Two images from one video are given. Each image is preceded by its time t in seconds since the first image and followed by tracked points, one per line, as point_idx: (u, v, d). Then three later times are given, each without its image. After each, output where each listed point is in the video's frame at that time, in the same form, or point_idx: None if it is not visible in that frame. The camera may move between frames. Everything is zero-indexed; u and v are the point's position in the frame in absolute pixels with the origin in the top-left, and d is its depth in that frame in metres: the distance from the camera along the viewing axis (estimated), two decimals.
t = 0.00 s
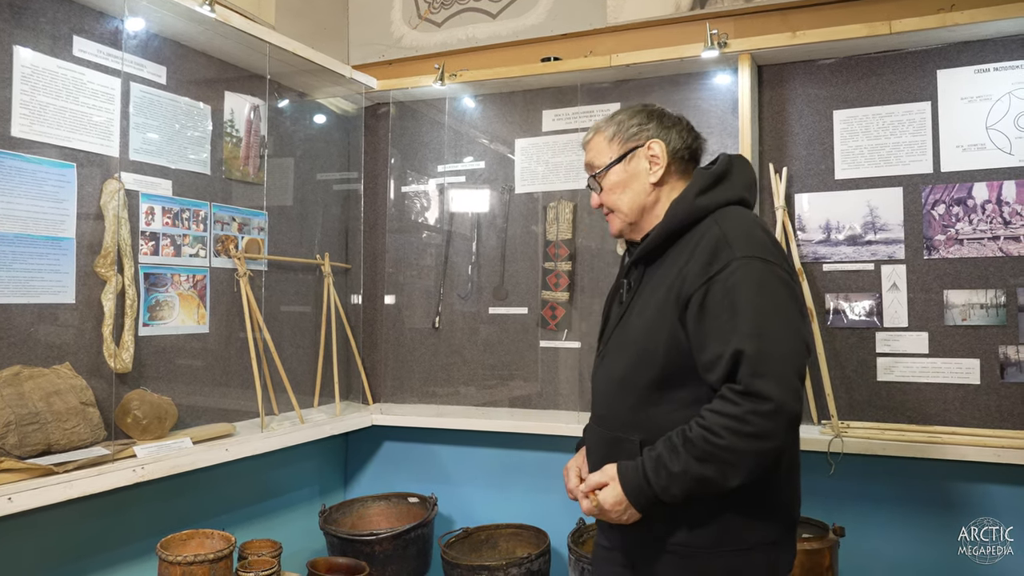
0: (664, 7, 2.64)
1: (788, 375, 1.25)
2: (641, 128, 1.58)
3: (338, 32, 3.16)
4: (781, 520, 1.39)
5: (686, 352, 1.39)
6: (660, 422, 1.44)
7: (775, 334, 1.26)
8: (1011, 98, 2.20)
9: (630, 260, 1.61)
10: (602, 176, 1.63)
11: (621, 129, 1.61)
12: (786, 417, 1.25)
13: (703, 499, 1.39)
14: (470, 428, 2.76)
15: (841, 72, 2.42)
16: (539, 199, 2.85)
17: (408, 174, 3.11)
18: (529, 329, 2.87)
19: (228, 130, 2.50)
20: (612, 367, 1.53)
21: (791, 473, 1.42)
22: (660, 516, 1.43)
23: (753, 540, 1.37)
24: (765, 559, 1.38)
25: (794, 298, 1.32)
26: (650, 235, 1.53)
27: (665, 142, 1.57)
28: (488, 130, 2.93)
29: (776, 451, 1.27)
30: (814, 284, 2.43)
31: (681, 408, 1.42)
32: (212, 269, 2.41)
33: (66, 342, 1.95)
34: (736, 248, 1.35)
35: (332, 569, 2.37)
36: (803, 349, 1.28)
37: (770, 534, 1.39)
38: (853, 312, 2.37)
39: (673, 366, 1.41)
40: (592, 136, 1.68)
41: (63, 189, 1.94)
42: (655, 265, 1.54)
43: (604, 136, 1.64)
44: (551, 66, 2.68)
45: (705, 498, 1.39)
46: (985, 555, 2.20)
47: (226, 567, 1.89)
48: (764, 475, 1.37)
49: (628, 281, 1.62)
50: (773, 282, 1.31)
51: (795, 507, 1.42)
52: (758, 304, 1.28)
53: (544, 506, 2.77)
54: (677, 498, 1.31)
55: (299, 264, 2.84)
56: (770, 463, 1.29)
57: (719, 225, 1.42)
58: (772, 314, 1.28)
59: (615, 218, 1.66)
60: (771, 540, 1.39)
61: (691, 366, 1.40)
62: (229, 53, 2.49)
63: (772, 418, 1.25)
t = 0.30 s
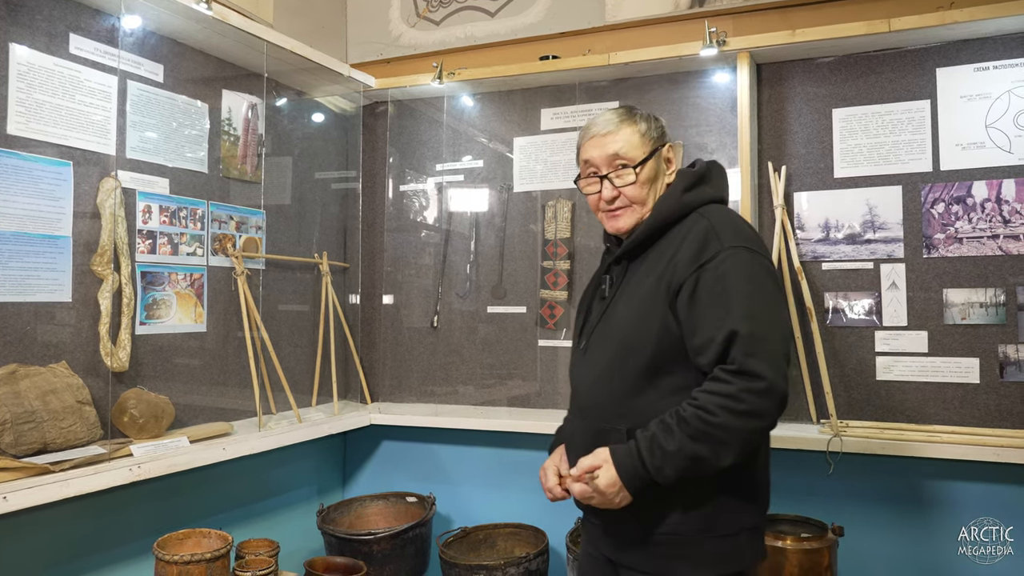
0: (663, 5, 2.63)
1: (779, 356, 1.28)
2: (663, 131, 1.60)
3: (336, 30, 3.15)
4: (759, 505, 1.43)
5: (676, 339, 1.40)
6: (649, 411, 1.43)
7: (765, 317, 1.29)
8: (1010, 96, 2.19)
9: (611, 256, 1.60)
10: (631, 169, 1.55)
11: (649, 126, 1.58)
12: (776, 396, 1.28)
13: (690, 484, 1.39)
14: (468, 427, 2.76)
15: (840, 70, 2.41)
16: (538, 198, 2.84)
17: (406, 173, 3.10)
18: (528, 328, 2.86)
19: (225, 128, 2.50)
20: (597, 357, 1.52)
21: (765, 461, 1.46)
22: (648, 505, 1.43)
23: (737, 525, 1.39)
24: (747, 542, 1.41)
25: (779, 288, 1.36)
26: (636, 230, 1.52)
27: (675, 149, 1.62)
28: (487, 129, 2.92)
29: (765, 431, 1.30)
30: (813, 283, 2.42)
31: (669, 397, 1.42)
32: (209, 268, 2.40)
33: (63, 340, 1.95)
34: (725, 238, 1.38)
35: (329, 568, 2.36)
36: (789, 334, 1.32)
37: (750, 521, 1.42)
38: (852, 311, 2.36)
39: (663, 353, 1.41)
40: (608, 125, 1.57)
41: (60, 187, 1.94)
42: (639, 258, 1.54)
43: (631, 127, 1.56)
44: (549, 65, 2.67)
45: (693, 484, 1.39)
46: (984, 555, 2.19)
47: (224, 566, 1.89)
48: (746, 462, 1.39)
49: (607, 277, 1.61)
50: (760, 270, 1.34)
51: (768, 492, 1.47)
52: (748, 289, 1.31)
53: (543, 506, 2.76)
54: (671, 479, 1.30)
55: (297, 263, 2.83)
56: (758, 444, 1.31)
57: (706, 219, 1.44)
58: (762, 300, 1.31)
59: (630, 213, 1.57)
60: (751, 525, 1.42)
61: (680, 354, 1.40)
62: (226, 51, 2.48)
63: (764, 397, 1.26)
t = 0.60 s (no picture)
0: (664, 3, 2.62)
1: (770, 352, 1.31)
2: (644, 133, 1.57)
3: (337, 28, 3.14)
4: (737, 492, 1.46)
5: (669, 334, 1.39)
6: (641, 405, 1.41)
7: (756, 314, 1.32)
8: (1014, 94, 2.18)
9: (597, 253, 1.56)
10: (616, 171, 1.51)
11: (631, 130, 1.55)
12: (768, 390, 1.30)
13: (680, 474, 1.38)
14: (469, 426, 2.75)
15: (843, 68, 2.40)
16: (539, 196, 2.84)
17: (407, 172, 3.09)
18: (529, 327, 2.86)
19: (226, 126, 2.49)
20: (586, 353, 1.49)
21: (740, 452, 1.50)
22: (639, 495, 1.40)
23: (723, 511, 1.41)
24: (730, 528, 1.43)
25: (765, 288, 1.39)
26: (626, 232, 1.50)
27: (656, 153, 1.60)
28: (489, 127, 2.91)
29: (757, 423, 1.32)
30: (816, 282, 2.41)
31: (660, 392, 1.41)
32: (210, 266, 2.39)
33: (62, 339, 1.93)
34: (717, 238, 1.39)
35: (330, 568, 2.34)
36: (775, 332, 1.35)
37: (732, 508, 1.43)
38: (855, 310, 2.35)
39: (657, 348, 1.40)
40: (591, 128, 1.54)
41: (60, 185, 1.93)
42: (628, 255, 1.52)
43: (615, 131, 1.53)
44: (551, 63, 2.66)
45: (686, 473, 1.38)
46: (984, 555, 2.18)
47: (224, 566, 1.88)
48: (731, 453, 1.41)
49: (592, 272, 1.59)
50: (750, 270, 1.37)
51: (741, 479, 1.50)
52: (741, 288, 1.33)
53: (545, 506, 2.75)
54: (670, 470, 1.29)
55: (298, 261, 2.82)
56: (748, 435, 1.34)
57: (696, 219, 1.44)
58: (754, 299, 1.33)
59: (615, 215, 1.53)
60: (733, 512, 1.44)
61: (673, 349, 1.40)
62: (227, 48, 2.47)
63: (759, 390, 1.29)
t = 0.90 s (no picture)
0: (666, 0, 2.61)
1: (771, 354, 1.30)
2: (605, 133, 1.53)
3: (338, 26, 3.13)
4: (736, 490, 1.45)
5: (669, 336, 1.38)
6: (641, 406, 1.40)
7: (757, 316, 1.31)
8: (1020, 92, 2.17)
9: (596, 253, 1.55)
10: (563, 180, 1.56)
11: (586, 135, 1.54)
12: (769, 392, 1.29)
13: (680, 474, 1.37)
14: (471, 426, 2.73)
15: (847, 66, 2.39)
16: (541, 195, 2.82)
17: (408, 170, 3.08)
18: (531, 326, 2.85)
19: (227, 125, 2.48)
20: (586, 353, 1.48)
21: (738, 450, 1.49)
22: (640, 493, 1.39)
23: (722, 510, 1.40)
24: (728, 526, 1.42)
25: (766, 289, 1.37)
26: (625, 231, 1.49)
27: (625, 148, 1.52)
28: (491, 126, 2.90)
29: (757, 425, 1.31)
30: (820, 281, 2.40)
31: (661, 393, 1.39)
32: (211, 265, 2.38)
33: (62, 338, 1.92)
34: (718, 239, 1.37)
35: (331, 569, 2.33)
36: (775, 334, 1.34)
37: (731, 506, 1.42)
38: (859, 310, 2.34)
39: (657, 350, 1.38)
40: (555, 137, 1.59)
41: (60, 183, 1.91)
42: (627, 255, 1.50)
43: (566, 140, 1.56)
44: (554, 60, 2.65)
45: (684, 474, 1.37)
46: (984, 555, 2.16)
47: (225, 567, 1.87)
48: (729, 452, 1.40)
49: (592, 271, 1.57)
50: (752, 271, 1.35)
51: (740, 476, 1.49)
52: (743, 291, 1.31)
53: (547, 506, 2.74)
54: (672, 471, 1.28)
55: (299, 260, 2.81)
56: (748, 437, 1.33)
57: (696, 220, 1.43)
58: (755, 302, 1.32)
59: (578, 221, 1.58)
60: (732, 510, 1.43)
61: (673, 350, 1.38)
62: (228, 46, 2.46)
63: (760, 392, 1.27)
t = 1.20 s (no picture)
0: None
1: (764, 351, 1.23)
2: (598, 128, 1.51)
3: (338, 22, 3.10)
4: (747, 494, 1.38)
5: (661, 334, 1.34)
6: (634, 406, 1.37)
7: (750, 311, 1.24)
8: None
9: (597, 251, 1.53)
10: (562, 178, 1.56)
11: (579, 131, 1.53)
12: (763, 391, 1.22)
13: (675, 476, 1.33)
14: (473, 426, 2.70)
15: (854, 61, 2.36)
16: (542, 192, 2.79)
17: (408, 168, 3.05)
18: (533, 325, 2.81)
19: (225, 121, 2.45)
20: (582, 353, 1.46)
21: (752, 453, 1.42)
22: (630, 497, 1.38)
23: (725, 515, 1.34)
24: (735, 532, 1.36)
25: (764, 283, 1.30)
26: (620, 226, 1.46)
27: (621, 141, 1.49)
28: (492, 123, 2.87)
29: (752, 425, 1.25)
30: (826, 279, 2.37)
31: (657, 393, 1.36)
32: (209, 263, 2.35)
33: (57, 336, 1.88)
34: (711, 232, 1.32)
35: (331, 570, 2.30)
36: (773, 329, 1.27)
37: (739, 511, 1.37)
38: (866, 308, 2.31)
39: (649, 348, 1.35)
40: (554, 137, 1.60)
41: (55, 179, 1.88)
42: (624, 252, 1.47)
43: (562, 139, 1.56)
44: (556, 56, 2.61)
45: (681, 476, 1.33)
46: (984, 555, 2.13)
47: (223, 569, 1.83)
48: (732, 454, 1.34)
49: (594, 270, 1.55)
50: (746, 264, 1.28)
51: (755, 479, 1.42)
52: (733, 285, 1.26)
53: (549, 507, 2.71)
54: (657, 473, 1.25)
55: (298, 258, 2.78)
56: (744, 438, 1.26)
57: (691, 213, 1.38)
58: (748, 296, 1.26)
59: (579, 218, 1.57)
60: (739, 515, 1.37)
61: (666, 349, 1.35)
62: (226, 41, 2.43)
63: (751, 391, 1.21)
